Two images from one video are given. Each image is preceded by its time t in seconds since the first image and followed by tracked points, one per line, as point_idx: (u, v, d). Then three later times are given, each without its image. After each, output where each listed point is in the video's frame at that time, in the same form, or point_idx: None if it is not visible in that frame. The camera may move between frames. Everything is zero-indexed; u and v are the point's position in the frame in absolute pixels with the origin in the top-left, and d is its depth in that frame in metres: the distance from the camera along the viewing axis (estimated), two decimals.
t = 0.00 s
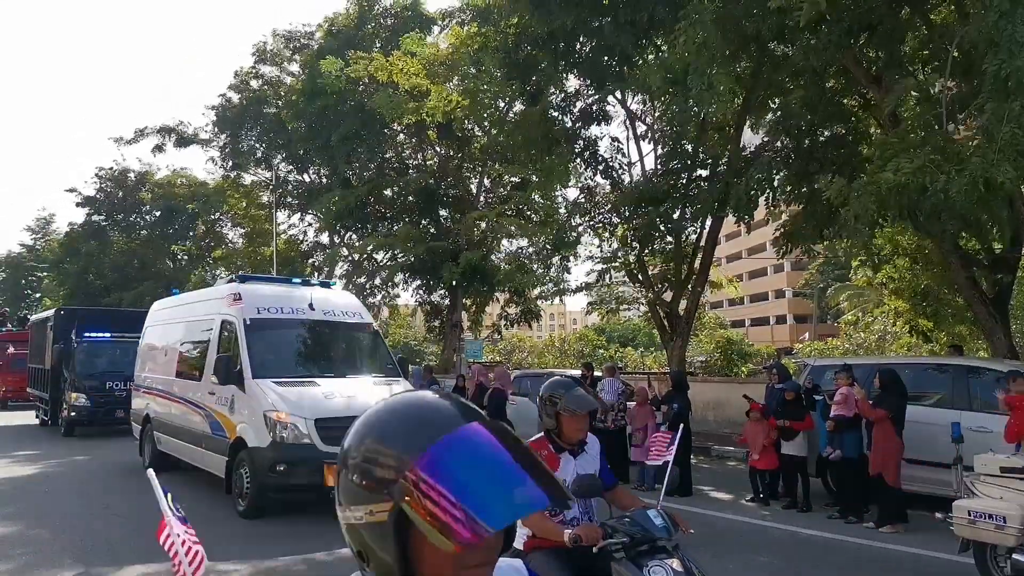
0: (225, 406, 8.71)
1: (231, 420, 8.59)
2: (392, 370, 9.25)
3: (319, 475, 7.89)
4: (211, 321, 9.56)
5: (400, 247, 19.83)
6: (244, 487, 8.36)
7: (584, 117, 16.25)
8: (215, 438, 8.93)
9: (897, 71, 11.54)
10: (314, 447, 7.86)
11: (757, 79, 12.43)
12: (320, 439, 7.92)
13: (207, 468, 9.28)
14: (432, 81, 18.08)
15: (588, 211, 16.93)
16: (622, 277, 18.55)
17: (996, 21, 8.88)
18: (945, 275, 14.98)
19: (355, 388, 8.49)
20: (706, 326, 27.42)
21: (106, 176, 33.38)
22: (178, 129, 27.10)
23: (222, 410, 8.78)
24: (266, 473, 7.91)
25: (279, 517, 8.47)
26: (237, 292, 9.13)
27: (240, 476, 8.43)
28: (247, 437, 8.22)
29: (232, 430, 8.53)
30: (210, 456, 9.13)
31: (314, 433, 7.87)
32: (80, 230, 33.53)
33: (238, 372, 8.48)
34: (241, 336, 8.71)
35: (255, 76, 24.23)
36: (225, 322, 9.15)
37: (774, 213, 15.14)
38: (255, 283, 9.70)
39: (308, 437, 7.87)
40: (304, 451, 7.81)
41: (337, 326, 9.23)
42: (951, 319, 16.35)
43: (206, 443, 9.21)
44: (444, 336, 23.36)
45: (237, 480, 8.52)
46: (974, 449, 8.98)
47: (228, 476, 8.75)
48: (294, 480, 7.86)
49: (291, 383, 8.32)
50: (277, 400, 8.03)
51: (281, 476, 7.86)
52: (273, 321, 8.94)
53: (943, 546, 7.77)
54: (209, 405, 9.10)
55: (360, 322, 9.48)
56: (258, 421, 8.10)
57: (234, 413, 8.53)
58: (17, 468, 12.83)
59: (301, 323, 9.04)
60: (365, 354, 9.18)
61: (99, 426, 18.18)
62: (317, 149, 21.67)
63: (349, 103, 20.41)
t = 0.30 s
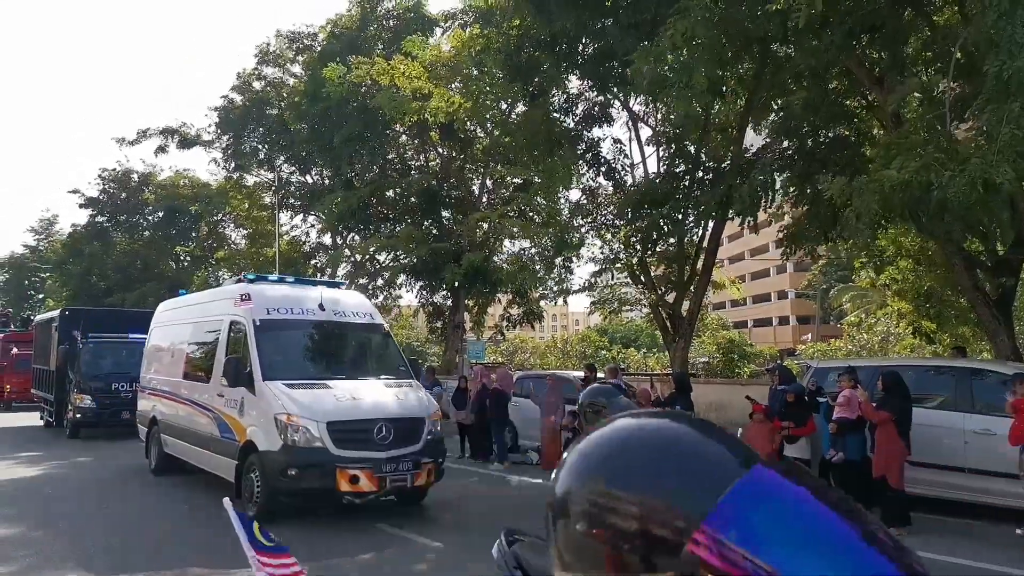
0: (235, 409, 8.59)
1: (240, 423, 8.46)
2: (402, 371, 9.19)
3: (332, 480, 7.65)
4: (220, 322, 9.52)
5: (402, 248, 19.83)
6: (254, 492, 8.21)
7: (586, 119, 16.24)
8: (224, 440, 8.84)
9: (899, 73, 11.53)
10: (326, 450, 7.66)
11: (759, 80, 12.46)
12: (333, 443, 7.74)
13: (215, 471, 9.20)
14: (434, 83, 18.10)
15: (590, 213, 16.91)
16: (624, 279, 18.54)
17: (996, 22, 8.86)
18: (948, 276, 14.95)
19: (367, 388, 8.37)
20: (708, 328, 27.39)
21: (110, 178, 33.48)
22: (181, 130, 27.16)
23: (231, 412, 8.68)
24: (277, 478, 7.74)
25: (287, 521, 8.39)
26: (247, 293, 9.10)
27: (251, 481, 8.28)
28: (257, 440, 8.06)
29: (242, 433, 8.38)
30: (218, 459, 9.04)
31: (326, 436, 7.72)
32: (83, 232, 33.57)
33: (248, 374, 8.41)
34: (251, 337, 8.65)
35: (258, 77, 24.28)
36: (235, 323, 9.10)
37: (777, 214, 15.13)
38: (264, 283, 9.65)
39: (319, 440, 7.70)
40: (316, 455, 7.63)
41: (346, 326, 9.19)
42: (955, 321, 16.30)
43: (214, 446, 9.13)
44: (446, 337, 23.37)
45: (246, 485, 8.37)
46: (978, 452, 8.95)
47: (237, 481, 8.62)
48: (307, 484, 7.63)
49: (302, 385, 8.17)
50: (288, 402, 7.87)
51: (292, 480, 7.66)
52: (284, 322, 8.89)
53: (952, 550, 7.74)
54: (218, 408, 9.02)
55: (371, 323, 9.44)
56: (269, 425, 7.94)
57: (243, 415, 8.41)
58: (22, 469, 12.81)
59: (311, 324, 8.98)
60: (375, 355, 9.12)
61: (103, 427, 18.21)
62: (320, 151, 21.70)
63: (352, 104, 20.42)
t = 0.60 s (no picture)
0: (244, 411, 8.52)
1: (249, 426, 8.39)
2: (414, 373, 9.05)
3: (345, 485, 7.51)
4: (229, 322, 9.45)
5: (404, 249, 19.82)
6: (265, 496, 8.15)
7: (589, 120, 16.18)
8: (233, 443, 8.79)
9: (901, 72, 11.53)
10: (338, 454, 7.54)
11: (761, 81, 12.66)
12: (345, 446, 7.60)
13: (224, 474, 9.16)
14: (436, 85, 18.07)
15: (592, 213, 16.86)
16: (626, 279, 18.55)
17: (994, 24, 8.81)
18: (951, 277, 14.92)
19: (379, 390, 8.23)
20: (711, 328, 27.37)
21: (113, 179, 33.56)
22: (183, 131, 27.19)
23: (240, 414, 8.63)
24: (288, 482, 7.64)
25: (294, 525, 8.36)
26: (256, 293, 9.01)
27: (261, 485, 8.21)
28: (267, 444, 7.97)
29: (252, 436, 8.31)
30: (227, 462, 8.99)
31: (338, 440, 7.59)
32: (86, 233, 33.63)
33: (258, 375, 8.33)
34: (261, 338, 8.55)
35: (261, 79, 24.29)
36: (244, 324, 9.02)
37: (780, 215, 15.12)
38: (273, 284, 9.56)
39: (331, 444, 7.57)
40: (327, 459, 7.51)
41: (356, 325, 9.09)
42: (958, 321, 16.28)
43: (223, 449, 9.09)
44: (449, 337, 23.38)
45: (257, 488, 8.30)
46: (980, 454, 8.94)
47: (247, 484, 8.55)
48: (318, 489, 7.50)
49: (312, 388, 8.05)
50: (298, 405, 7.76)
51: (303, 485, 7.55)
52: (294, 323, 8.78)
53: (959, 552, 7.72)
54: (227, 410, 8.97)
55: (381, 324, 9.32)
56: (279, 428, 7.83)
57: (253, 418, 8.33)
58: (26, 471, 12.79)
59: (321, 325, 8.87)
60: (385, 356, 9.02)
61: (108, 429, 18.23)
62: (322, 152, 21.70)
63: (354, 105, 20.40)
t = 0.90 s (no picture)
0: (259, 410, 8.46)
1: (264, 425, 8.32)
2: (428, 371, 8.98)
3: (362, 485, 7.41)
4: (242, 319, 9.39)
5: (408, 247, 19.82)
6: (280, 498, 8.06)
7: (592, 117, 16.09)
8: (245, 442, 8.77)
9: (905, 69, 11.63)
10: (354, 455, 7.43)
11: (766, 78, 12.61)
12: (362, 446, 7.50)
13: (236, 474, 9.12)
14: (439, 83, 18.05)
15: (596, 211, 16.83)
16: (630, 276, 18.55)
17: (997, 20, 8.80)
18: (957, 273, 14.87)
19: (397, 390, 8.12)
20: (715, 325, 27.34)
21: (119, 177, 33.75)
22: (188, 129, 27.24)
23: (253, 413, 8.58)
24: (303, 483, 7.55)
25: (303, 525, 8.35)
26: (269, 290, 8.96)
27: (276, 486, 8.11)
28: (283, 444, 7.89)
29: (266, 436, 8.24)
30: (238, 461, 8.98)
31: (355, 440, 7.48)
32: (92, 230, 33.78)
33: (272, 373, 8.26)
34: (274, 335, 8.50)
35: (265, 76, 24.30)
36: (257, 321, 8.96)
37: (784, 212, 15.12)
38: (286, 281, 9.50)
39: (347, 444, 7.46)
40: (344, 459, 7.40)
41: (369, 322, 9.04)
42: (963, 317, 16.24)
43: (236, 449, 9.05)
44: (453, 335, 23.41)
45: (271, 489, 8.20)
46: (985, 451, 8.92)
47: (261, 485, 8.48)
48: (334, 490, 7.38)
49: (327, 387, 7.96)
50: (314, 404, 7.66)
51: (319, 486, 7.43)
52: (307, 319, 8.72)
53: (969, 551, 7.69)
54: (240, 409, 8.94)
55: (395, 321, 9.27)
56: (294, 428, 7.75)
57: (267, 417, 8.27)
58: (35, 469, 12.85)
59: (335, 322, 8.82)
60: (398, 353, 8.95)
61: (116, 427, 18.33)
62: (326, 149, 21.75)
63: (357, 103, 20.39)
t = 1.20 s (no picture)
0: (272, 411, 8.38)
1: (278, 426, 8.22)
2: (444, 371, 8.95)
3: (379, 488, 7.33)
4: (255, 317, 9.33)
5: (414, 246, 19.82)
6: (294, 501, 7.95)
7: (598, 117, 15.99)
8: (258, 443, 8.72)
9: (912, 66, 11.47)
10: (372, 456, 7.35)
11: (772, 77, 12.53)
12: (379, 448, 7.41)
13: (249, 475, 9.05)
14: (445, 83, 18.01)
15: (603, 210, 16.75)
16: (637, 276, 18.51)
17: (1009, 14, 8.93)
18: (966, 272, 14.79)
19: (414, 391, 8.05)
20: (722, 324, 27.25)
21: (127, 177, 33.92)
22: (196, 129, 27.32)
23: (266, 414, 8.53)
24: (319, 486, 7.46)
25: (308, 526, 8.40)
26: (282, 289, 8.90)
27: (290, 489, 7.99)
28: (298, 445, 7.80)
29: (280, 438, 8.14)
30: (250, 461, 8.97)
31: (372, 441, 7.40)
32: (100, 231, 33.92)
33: (285, 373, 8.17)
34: (287, 334, 8.44)
35: (272, 76, 24.35)
36: (270, 319, 8.91)
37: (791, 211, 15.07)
38: (299, 278, 9.43)
39: (364, 445, 7.38)
40: (361, 461, 7.33)
41: (385, 320, 9.05)
42: (972, 317, 16.15)
43: (248, 450, 8.99)
44: (460, 334, 23.42)
45: (285, 492, 8.08)
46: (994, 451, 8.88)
47: (274, 487, 8.37)
48: (352, 493, 7.32)
49: (342, 387, 7.88)
50: (329, 405, 7.57)
51: (335, 489, 7.38)
52: (321, 317, 8.65)
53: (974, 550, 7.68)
54: (253, 409, 8.87)
55: (409, 319, 9.25)
56: (310, 429, 7.65)
57: (281, 418, 8.19)
58: (45, 468, 12.93)
59: (349, 320, 8.77)
60: (412, 352, 8.91)
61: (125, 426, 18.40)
62: (333, 149, 21.79)
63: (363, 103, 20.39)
